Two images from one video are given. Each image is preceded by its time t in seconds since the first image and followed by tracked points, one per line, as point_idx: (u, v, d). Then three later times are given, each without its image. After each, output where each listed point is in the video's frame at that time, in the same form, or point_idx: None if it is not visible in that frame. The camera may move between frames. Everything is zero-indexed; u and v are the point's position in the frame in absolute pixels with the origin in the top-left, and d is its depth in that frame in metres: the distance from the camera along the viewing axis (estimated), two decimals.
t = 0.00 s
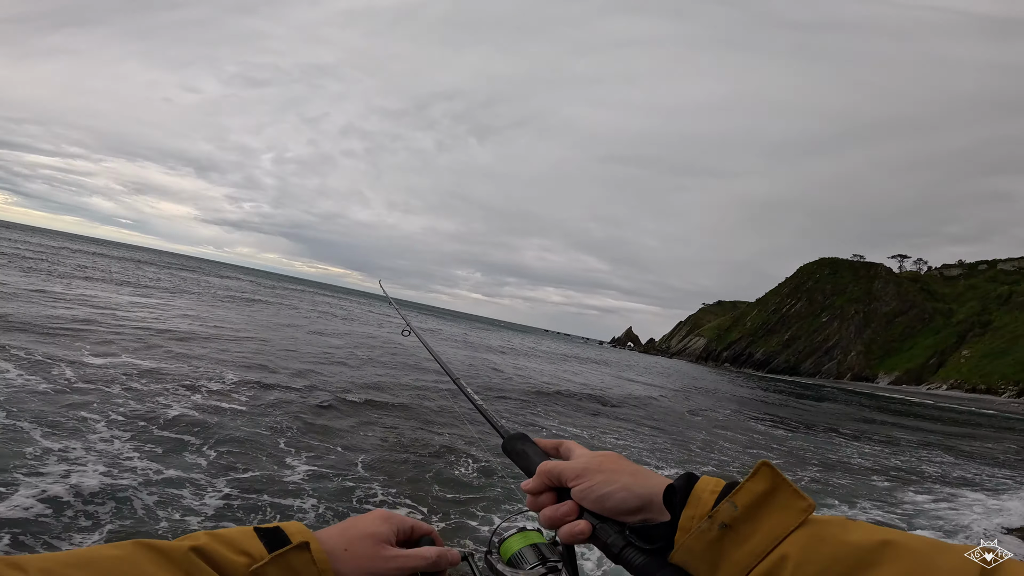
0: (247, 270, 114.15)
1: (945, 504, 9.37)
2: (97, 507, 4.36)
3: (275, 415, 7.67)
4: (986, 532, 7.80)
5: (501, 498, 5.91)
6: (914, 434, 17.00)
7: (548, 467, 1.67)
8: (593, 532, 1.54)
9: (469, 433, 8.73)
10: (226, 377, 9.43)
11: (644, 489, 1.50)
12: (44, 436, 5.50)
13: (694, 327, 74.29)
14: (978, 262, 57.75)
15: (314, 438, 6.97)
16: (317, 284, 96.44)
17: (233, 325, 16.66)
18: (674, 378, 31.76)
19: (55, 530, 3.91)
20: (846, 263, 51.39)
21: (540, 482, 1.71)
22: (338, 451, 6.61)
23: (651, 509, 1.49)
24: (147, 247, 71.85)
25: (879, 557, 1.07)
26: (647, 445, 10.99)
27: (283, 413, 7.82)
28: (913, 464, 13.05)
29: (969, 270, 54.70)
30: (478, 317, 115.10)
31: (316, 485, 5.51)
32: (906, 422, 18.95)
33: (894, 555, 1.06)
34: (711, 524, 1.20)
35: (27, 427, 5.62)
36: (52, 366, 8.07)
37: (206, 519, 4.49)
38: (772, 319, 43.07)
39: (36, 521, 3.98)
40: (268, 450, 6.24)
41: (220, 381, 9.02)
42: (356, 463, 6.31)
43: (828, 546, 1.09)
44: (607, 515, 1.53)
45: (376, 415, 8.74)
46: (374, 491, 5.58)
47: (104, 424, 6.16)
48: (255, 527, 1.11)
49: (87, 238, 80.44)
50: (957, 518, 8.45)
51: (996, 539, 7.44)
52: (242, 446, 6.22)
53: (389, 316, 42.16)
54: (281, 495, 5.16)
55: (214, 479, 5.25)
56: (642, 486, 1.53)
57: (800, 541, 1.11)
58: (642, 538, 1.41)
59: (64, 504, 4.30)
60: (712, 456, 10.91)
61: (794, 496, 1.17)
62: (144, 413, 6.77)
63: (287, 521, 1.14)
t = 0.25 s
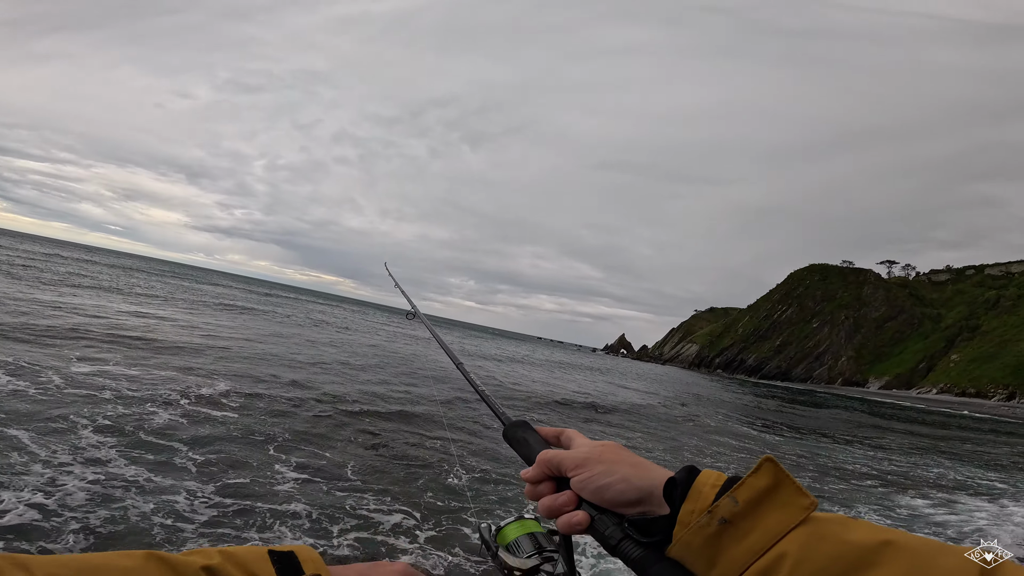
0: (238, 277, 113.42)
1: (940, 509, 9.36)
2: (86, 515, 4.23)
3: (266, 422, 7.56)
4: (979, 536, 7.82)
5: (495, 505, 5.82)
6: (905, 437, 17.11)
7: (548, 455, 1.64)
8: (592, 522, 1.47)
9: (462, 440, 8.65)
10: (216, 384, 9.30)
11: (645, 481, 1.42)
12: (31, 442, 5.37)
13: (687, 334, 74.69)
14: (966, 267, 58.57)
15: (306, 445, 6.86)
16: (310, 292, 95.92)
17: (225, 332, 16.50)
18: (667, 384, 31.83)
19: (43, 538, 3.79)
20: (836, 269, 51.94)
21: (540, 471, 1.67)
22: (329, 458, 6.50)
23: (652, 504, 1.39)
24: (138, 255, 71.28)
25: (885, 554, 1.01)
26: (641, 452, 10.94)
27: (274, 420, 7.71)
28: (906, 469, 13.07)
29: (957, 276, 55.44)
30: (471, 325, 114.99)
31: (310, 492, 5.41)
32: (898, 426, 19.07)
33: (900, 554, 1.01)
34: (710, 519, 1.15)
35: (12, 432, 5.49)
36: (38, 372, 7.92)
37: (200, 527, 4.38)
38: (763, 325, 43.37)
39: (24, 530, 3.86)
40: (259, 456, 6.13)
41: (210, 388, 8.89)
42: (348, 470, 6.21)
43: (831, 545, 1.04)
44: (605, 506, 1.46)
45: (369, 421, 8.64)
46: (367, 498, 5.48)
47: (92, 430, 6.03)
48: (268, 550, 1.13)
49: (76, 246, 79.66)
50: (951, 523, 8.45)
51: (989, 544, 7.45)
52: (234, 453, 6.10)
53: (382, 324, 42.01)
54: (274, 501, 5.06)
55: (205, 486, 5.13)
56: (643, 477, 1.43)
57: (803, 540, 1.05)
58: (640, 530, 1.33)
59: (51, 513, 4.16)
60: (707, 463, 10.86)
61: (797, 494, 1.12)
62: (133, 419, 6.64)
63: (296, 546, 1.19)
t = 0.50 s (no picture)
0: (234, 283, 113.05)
1: (937, 511, 9.35)
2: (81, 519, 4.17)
3: (259, 427, 7.46)
4: (978, 538, 7.78)
5: (494, 510, 5.78)
6: (901, 440, 17.11)
7: (543, 460, 1.52)
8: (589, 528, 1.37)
9: (458, 445, 8.56)
10: (209, 389, 9.20)
11: (644, 484, 1.31)
12: (23, 446, 5.30)
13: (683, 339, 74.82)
14: (959, 271, 58.97)
15: (300, 450, 6.77)
16: (305, 298, 95.50)
17: (219, 337, 16.39)
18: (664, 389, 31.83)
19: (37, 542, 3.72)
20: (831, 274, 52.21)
21: (536, 475, 1.56)
22: (324, 462, 6.41)
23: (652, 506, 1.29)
24: (132, 261, 71.00)
25: (878, 556, 0.97)
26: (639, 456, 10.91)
27: (267, 425, 7.61)
28: (903, 471, 13.08)
29: (950, 279, 55.78)
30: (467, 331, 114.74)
31: (306, 496, 5.35)
32: (894, 429, 19.08)
33: (893, 556, 0.97)
34: (703, 522, 1.10)
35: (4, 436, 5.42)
36: (29, 376, 7.82)
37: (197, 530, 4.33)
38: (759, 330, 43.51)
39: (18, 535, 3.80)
40: (253, 460, 6.05)
41: (203, 393, 8.79)
42: (343, 474, 6.13)
43: (826, 549, 0.99)
44: (603, 511, 1.35)
45: (364, 426, 8.55)
46: (365, 503, 5.41)
47: (85, 434, 5.95)
48: (284, 549, 1.06)
49: (69, 253, 79.08)
50: (950, 525, 8.43)
51: (988, 546, 7.41)
52: (229, 457, 6.04)
53: (378, 330, 41.90)
54: (271, 505, 5.01)
55: (200, 490, 5.07)
56: (640, 479, 1.33)
57: (799, 544, 1.00)
58: (638, 535, 1.24)
59: (44, 518, 4.10)
60: (704, 467, 10.84)
61: (792, 496, 1.06)
62: (125, 424, 6.55)
63: (319, 545, 1.10)
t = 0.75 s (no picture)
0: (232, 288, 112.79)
1: (937, 513, 9.35)
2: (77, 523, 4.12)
3: (255, 431, 7.42)
4: (977, 540, 7.74)
5: (493, 514, 5.76)
6: (900, 442, 17.07)
7: (521, 476, 1.59)
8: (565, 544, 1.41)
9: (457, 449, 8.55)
10: (206, 394, 9.15)
11: (618, 498, 1.39)
12: (21, 448, 5.29)
13: (681, 343, 74.83)
14: (956, 273, 59.11)
15: (295, 454, 6.72)
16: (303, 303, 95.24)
17: (216, 343, 16.33)
18: (663, 393, 31.79)
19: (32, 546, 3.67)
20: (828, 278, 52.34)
21: (514, 492, 1.61)
22: (323, 466, 6.38)
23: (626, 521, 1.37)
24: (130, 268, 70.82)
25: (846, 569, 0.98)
26: (638, 460, 10.89)
27: (263, 429, 7.56)
28: (902, 473, 13.08)
29: (947, 282, 55.86)
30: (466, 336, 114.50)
31: (307, 502, 5.32)
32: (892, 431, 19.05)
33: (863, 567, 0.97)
34: (677, 538, 1.09)
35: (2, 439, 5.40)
36: (24, 380, 7.78)
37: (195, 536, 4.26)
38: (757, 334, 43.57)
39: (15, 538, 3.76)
40: (250, 464, 6.02)
41: (200, 398, 8.74)
42: (338, 479, 6.07)
43: (797, 565, 1.00)
44: (579, 527, 1.41)
45: (362, 431, 8.53)
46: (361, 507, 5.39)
47: (81, 438, 5.92)
48: (226, 507, 0.92)
49: (65, 259, 78.72)
50: (949, 526, 8.43)
51: (988, 547, 7.37)
52: (227, 462, 5.99)
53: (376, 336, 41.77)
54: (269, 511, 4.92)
55: (198, 494, 5.02)
56: (614, 497, 1.40)
57: (769, 559, 1.01)
58: (612, 551, 1.25)
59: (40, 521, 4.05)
60: (703, 470, 10.83)
61: (761, 511, 1.08)
62: (121, 428, 6.51)
63: (271, 501, 0.94)
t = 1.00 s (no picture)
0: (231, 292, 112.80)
1: (937, 514, 9.33)
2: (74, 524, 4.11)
3: (252, 433, 7.40)
4: (976, 540, 7.73)
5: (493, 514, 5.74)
6: (900, 443, 17.05)
7: (497, 483, 1.56)
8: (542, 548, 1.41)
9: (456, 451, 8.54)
10: (203, 396, 9.13)
11: (594, 502, 1.40)
12: (18, 450, 5.28)
13: (681, 346, 74.85)
14: (955, 274, 59.15)
15: (292, 455, 6.70)
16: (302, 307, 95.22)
17: (214, 346, 16.32)
18: (663, 396, 31.77)
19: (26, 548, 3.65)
20: (826, 280, 52.38)
21: (490, 498, 1.58)
22: (322, 468, 6.37)
23: (602, 525, 1.39)
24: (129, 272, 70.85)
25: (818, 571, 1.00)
26: (638, 462, 10.88)
27: (260, 431, 7.54)
28: (902, 474, 13.06)
29: (946, 283, 55.95)
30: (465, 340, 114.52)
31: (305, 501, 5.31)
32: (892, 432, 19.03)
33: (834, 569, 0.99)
34: (654, 542, 1.10)
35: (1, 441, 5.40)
36: (21, 383, 7.77)
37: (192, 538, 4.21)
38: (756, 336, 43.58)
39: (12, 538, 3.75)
40: (250, 465, 6.01)
41: (196, 400, 8.72)
42: (334, 480, 6.05)
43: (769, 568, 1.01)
44: (556, 532, 1.41)
45: (361, 433, 8.52)
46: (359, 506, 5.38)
47: (80, 439, 5.92)
48: (184, 495, 0.93)
49: (64, 263, 78.70)
50: (950, 527, 8.41)
51: (987, 547, 7.36)
52: (226, 463, 5.97)
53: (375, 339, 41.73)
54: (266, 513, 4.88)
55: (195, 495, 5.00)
56: (591, 501, 1.42)
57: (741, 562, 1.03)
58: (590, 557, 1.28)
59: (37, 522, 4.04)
60: (702, 473, 10.82)
61: (736, 515, 1.11)
62: (117, 430, 6.49)
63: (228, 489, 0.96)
